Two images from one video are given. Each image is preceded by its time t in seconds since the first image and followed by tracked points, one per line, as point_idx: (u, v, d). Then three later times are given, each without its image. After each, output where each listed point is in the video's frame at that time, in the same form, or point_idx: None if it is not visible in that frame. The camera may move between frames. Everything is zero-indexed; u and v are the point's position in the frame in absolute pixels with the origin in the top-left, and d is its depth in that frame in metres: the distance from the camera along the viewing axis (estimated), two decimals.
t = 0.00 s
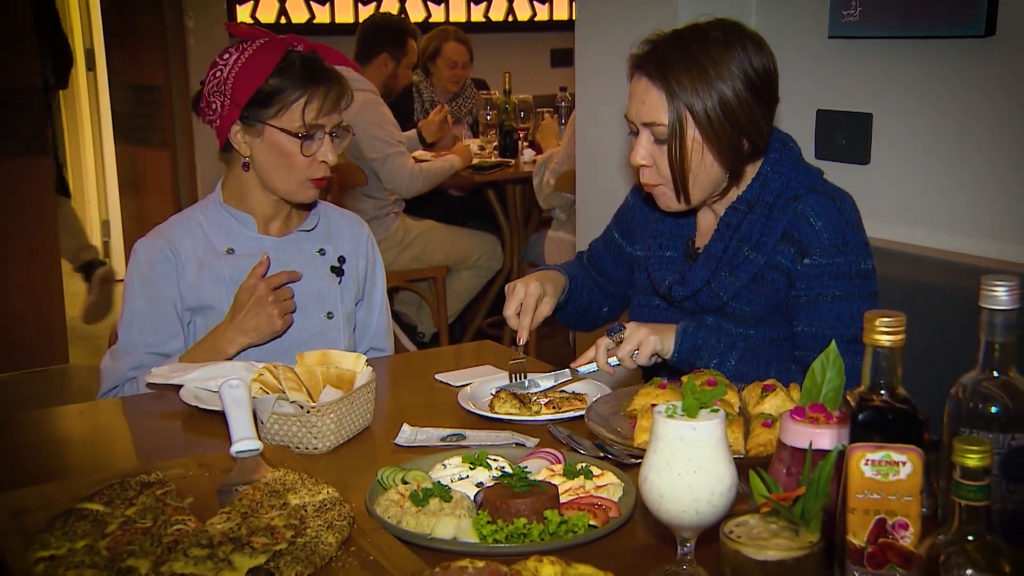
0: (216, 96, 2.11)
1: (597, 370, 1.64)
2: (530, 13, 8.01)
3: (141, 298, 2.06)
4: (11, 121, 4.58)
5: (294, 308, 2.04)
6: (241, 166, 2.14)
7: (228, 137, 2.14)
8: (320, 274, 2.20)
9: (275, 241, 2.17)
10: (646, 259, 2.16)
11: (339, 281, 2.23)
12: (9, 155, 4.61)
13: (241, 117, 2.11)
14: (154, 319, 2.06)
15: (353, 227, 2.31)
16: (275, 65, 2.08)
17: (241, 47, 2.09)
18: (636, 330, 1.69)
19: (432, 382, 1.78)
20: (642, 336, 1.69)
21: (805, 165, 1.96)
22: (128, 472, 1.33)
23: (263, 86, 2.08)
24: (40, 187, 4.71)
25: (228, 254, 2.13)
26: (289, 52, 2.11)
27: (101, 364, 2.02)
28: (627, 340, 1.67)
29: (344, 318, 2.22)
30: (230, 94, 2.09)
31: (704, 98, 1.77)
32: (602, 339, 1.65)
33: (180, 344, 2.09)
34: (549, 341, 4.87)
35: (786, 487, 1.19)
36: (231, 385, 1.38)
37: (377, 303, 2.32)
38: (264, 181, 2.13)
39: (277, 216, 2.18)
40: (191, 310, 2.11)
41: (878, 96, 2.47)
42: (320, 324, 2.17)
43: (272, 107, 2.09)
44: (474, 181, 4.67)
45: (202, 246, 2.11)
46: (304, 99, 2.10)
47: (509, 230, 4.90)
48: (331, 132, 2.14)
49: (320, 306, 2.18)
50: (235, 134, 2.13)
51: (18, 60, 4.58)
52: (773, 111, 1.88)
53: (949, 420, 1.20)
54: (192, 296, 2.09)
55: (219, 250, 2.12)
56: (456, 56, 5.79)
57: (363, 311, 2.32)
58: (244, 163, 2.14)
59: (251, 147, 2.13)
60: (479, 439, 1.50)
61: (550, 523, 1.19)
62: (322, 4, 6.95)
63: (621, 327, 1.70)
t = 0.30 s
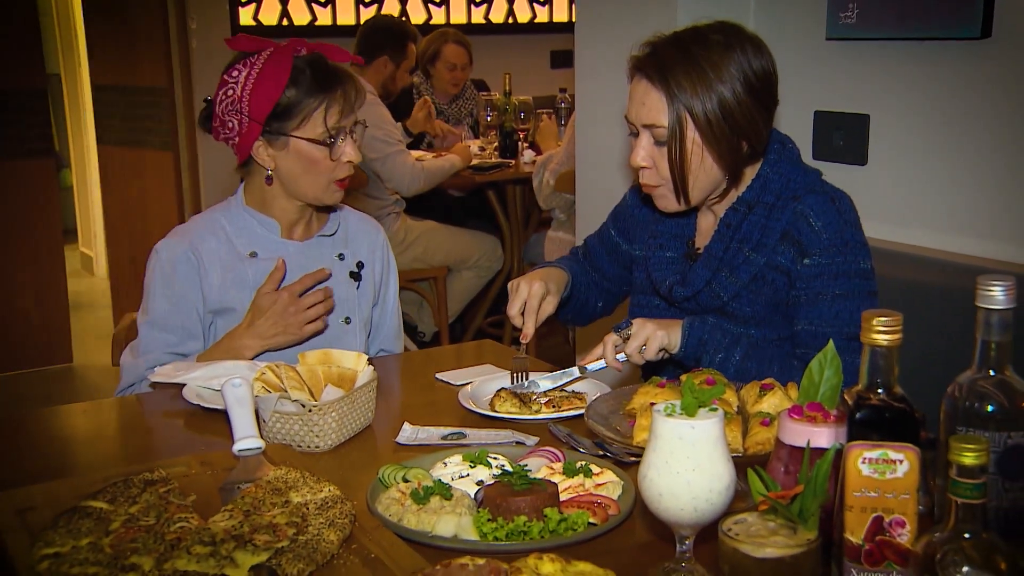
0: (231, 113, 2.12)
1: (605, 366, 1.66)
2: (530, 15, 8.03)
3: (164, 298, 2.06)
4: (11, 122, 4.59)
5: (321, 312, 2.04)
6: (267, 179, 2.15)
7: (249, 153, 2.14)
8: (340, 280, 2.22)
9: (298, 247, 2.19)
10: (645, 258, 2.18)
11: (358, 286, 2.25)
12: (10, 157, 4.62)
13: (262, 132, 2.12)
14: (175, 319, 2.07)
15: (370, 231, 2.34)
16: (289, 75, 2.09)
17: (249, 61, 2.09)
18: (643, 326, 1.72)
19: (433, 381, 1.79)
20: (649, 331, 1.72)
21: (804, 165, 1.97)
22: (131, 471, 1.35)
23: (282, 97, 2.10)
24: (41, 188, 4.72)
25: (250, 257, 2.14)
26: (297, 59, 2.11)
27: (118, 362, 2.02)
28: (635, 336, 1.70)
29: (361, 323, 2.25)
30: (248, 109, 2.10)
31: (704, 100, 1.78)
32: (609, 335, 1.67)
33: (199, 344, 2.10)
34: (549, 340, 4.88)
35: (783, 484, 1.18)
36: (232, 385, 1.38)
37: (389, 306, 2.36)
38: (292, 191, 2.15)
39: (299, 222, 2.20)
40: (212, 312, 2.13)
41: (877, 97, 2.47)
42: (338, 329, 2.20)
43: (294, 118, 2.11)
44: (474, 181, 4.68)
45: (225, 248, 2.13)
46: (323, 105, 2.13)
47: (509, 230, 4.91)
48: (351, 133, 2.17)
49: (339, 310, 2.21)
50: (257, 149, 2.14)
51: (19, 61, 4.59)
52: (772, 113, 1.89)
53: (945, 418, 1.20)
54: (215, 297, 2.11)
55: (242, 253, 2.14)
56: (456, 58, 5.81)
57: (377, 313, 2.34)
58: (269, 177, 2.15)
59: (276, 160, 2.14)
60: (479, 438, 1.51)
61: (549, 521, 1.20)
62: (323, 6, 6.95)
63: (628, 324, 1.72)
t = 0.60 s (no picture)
0: (252, 123, 2.10)
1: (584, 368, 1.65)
2: (530, 16, 8.05)
3: (175, 298, 2.07)
4: (12, 123, 4.60)
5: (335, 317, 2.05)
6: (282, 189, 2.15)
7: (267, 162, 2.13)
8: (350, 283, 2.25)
9: (310, 250, 2.21)
10: (645, 258, 2.19)
11: (367, 290, 2.28)
12: (11, 157, 4.63)
13: (282, 145, 2.10)
14: (186, 319, 2.08)
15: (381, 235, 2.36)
16: (314, 95, 2.06)
17: (275, 73, 2.07)
18: (626, 332, 1.71)
19: (434, 381, 1.80)
20: (631, 337, 1.71)
21: (804, 166, 1.98)
22: (133, 470, 1.36)
23: (304, 116, 2.07)
24: (41, 188, 4.72)
25: (263, 260, 2.16)
26: (323, 75, 2.08)
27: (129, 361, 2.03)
28: (617, 342, 1.69)
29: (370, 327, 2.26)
30: (270, 122, 2.08)
31: (701, 100, 1.79)
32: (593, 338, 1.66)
33: (209, 345, 2.10)
34: (549, 339, 4.88)
35: (782, 483, 1.16)
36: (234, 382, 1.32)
37: (397, 310, 2.37)
38: (307, 202, 2.16)
39: (310, 229, 2.22)
40: (223, 313, 2.14)
41: (877, 97, 2.48)
42: (347, 332, 2.21)
43: (316, 137, 2.09)
44: (474, 181, 4.68)
45: (238, 249, 2.14)
46: (346, 127, 2.11)
47: (509, 230, 4.92)
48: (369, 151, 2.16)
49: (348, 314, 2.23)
50: (274, 160, 2.13)
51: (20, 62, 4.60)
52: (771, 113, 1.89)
53: (943, 418, 1.19)
54: (227, 299, 2.12)
55: (255, 255, 2.16)
56: (457, 59, 5.82)
57: (385, 317, 2.35)
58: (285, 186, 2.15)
59: (293, 171, 2.13)
60: (480, 437, 1.51)
61: (550, 520, 1.21)
62: (324, 7, 6.96)
63: (611, 329, 1.71)
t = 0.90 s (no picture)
0: (254, 122, 2.11)
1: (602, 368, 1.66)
2: (530, 16, 8.05)
3: (176, 297, 2.07)
4: (12, 122, 4.61)
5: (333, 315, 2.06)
6: (281, 190, 2.15)
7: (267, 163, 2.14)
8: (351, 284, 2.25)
9: (311, 250, 2.21)
10: (646, 258, 2.19)
11: (368, 290, 2.28)
12: (11, 157, 4.63)
13: (279, 146, 2.11)
14: (187, 319, 2.08)
15: (382, 236, 2.36)
16: (309, 98, 2.06)
17: (277, 74, 2.08)
18: (641, 330, 1.73)
19: (433, 380, 1.80)
20: (648, 335, 1.74)
21: (806, 166, 1.98)
22: (134, 469, 1.36)
23: (299, 118, 2.07)
24: (41, 188, 4.72)
25: (263, 260, 2.16)
26: (326, 79, 2.09)
27: (130, 360, 2.03)
28: (633, 340, 1.71)
29: (371, 328, 2.27)
30: (269, 122, 2.08)
31: (697, 102, 1.79)
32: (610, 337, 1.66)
33: (210, 344, 2.10)
34: (549, 339, 4.88)
35: (782, 483, 1.16)
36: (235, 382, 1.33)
37: (398, 311, 2.37)
38: (304, 204, 2.16)
39: (311, 229, 2.21)
40: (223, 313, 2.14)
41: (876, 96, 2.48)
42: (347, 333, 2.22)
43: (311, 140, 2.09)
44: (474, 181, 4.68)
45: (239, 249, 2.15)
46: (341, 131, 2.10)
47: (509, 230, 4.92)
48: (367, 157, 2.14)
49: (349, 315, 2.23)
50: (274, 160, 2.13)
51: (21, 62, 4.60)
52: (768, 119, 1.89)
53: (942, 418, 1.19)
54: (227, 298, 2.13)
55: (256, 255, 2.16)
56: (458, 59, 5.82)
57: (385, 317, 2.36)
58: (284, 187, 2.16)
59: (290, 173, 2.13)
60: (480, 437, 1.52)
61: (550, 519, 1.21)
62: (324, 7, 6.97)
63: (627, 328, 1.73)
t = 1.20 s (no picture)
0: (249, 126, 2.10)
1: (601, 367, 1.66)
2: (530, 15, 8.04)
3: (177, 297, 2.07)
4: (14, 122, 4.59)
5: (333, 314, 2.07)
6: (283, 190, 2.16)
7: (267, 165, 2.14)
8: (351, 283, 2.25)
9: (311, 249, 2.21)
10: (649, 256, 2.19)
11: (368, 289, 2.28)
12: (13, 156, 4.62)
13: (279, 146, 2.11)
14: (187, 319, 2.08)
15: (382, 235, 2.36)
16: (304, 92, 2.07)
17: (268, 74, 2.07)
18: (639, 331, 1.73)
19: (434, 379, 1.81)
20: (647, 336, 1.74)
21: (808, 164, 1.97)
22: (135, 467, 1.36)
23: (297, 114, 2.08)
24: (42, 187, 4.72)
25: (264, 259, 2.16)
26: (315, 72, 2.09)
27: (132, 360, 2.03)
28: (631, 340, 1.71)
29: (371, 327, 2.27)
30: (265, 124, 2.07)
31: (689, 105, 1.80)
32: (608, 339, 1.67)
33: (210, 344, 2.11)
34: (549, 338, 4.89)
35: (781, 481, 1.16)
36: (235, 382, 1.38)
37: (398, 311, 2.38)
38: (309, 201, 2.17)
39: (312, 226, 2.22)
40: (224, 313, 2.14)
41: (876, 95, 2.48)
42: (347, 332, 2.22)
43: (311, 134, 2.10)
44: (475, 180, 4.68)
45: (239, 249, 2.15)
46: (340, 122, 2.11)
47: (509, 229, 4.92)
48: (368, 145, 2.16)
49: (349, 314, 2.23)
50: (275, 161, 2.13)
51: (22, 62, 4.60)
52: (767, 125, 1.89)
53: (942, 416, 1.19)
54: (227, 298, 2.13)
55: (256, 255, 2.16)
56: (459, 59, 5.82)
57: (386, 316, 2.36)
58: (286, 186, 2.16)
59: (293, 171, 2.14)
60: (480, 436, 1.52)
61: (550, 518, 1.21)
62: (325, 6, 6.97)
63: (625, 328, 1.73)
